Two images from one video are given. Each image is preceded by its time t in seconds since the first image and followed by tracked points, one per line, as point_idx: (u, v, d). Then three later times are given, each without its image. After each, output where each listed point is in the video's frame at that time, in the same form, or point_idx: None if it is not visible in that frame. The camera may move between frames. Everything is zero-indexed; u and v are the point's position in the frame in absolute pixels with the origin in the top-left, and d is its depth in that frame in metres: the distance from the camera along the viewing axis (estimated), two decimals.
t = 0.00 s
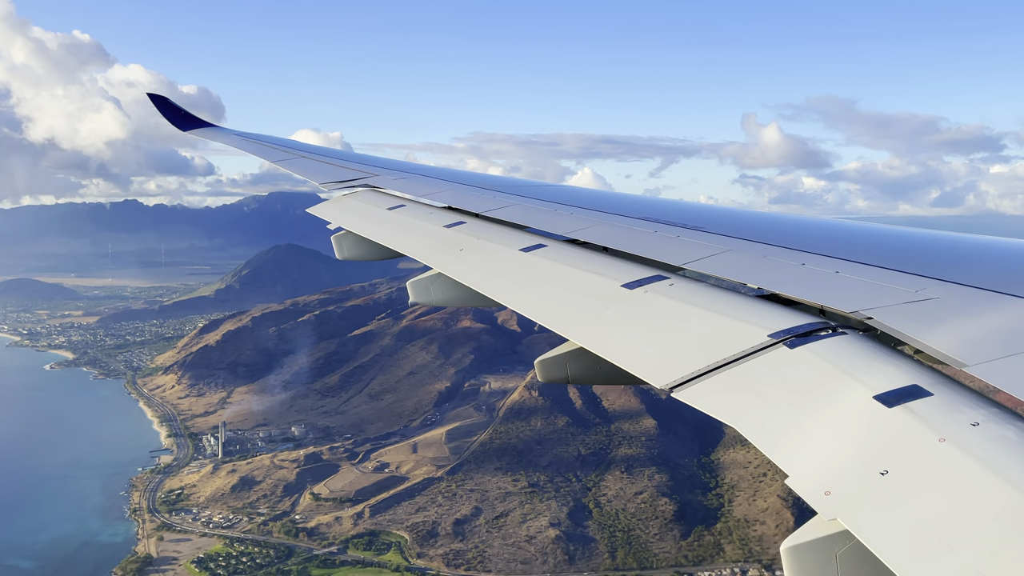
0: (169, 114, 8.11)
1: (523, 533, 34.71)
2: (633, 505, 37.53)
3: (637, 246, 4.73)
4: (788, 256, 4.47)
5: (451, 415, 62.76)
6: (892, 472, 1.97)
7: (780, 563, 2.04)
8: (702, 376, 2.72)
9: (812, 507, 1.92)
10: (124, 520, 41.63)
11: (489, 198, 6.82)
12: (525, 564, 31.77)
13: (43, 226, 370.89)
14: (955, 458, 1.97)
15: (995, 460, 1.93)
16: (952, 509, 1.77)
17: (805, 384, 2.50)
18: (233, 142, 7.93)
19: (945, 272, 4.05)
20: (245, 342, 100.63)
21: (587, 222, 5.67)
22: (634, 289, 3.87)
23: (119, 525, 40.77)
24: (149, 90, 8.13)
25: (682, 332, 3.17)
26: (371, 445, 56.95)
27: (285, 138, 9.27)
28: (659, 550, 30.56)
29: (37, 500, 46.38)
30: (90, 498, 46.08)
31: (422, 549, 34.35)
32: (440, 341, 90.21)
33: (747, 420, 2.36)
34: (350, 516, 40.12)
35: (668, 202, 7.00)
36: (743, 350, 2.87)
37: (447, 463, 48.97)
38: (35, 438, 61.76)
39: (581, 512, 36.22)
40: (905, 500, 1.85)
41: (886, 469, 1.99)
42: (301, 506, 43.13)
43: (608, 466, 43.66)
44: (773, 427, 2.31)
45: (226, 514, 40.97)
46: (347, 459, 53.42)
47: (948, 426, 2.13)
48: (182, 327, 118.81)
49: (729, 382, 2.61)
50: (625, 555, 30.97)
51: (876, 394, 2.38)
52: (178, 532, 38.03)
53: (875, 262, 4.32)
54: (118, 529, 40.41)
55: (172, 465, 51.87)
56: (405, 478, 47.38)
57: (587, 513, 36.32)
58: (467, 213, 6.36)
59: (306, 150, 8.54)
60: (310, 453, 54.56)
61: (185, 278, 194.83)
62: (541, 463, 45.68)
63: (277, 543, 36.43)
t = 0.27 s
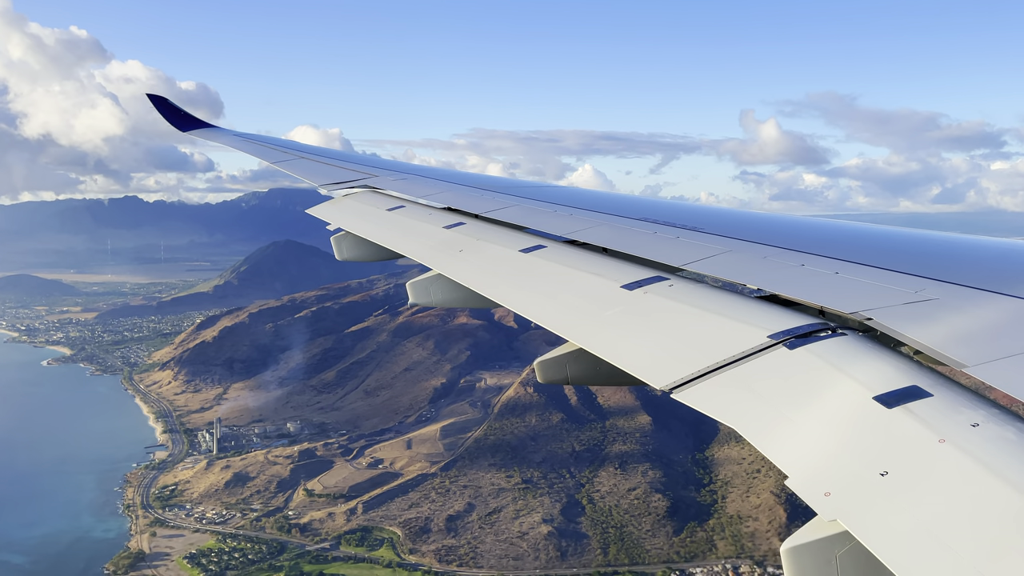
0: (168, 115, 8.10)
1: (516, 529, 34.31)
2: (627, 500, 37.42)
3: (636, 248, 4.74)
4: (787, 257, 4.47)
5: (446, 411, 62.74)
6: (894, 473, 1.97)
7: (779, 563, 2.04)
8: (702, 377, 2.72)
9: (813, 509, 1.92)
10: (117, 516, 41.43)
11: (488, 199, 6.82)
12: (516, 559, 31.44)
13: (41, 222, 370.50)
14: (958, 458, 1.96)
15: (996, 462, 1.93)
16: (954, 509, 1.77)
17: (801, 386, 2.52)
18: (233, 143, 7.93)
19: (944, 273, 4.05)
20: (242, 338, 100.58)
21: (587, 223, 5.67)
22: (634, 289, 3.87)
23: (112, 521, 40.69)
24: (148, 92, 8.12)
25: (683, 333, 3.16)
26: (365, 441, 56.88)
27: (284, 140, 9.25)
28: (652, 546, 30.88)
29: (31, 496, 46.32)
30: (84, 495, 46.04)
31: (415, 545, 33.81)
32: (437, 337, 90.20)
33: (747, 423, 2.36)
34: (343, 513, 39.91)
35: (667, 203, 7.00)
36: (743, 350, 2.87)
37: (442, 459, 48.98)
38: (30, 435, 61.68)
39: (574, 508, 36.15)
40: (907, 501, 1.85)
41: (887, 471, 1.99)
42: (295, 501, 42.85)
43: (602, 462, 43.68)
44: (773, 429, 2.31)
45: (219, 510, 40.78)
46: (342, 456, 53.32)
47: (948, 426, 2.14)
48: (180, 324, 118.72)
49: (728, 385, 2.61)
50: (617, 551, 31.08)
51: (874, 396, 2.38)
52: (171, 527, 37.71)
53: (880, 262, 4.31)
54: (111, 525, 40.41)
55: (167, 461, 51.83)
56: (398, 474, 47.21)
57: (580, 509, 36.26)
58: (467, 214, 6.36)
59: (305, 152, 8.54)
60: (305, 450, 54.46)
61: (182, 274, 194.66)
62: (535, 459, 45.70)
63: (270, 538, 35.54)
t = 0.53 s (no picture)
0: (168, 115, 8.08)
1: (508, 526, 34.96)
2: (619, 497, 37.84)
3: (636, 248, 4.73)
4: (787, 257, 4.47)
5: (441, 408, 62.96)
6: (893, 472, 1.97)
7: (779, 564, 2.05)
8: (702, 377, 2.72)
9: (812, 509, 1.93)
10: (111, 511, 41.68)
11: (488, 198, 6.82)
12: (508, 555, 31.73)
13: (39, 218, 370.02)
14: (957, 459, 1.97)
15: (995, 461, 1.94)
16: (955, 508, 1.78)
17: (801, 385, 2.53)
18: (232, 143, 7.92)
19: (944, 272, 4.05)
20: (239, 334, 100.68)
21: (587, 223, 5.67)
22: (634, 289, 3.87)
23: (105, 517, 40.88)
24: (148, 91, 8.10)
25: (683, 333, 3.17)
26: (360, 437, 57.10)
27: (284, 140, 9.23)
28: (644, 542, 30.63)
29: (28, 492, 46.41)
30: (79, 490, 46.15)
31: (407, 541, 34.13)
32: (433, 333, 90.30)
33: (747, 423, 2.37)
34: (336, 509, 40.15)
35: (667, 202, 7.00)
36: (743, 351, 2.87)
37: (436, 455, 49.16)
38: (26, 431, 61.75)
39: (567, 504, 36.41)
40: (908, 501, 1.86)
41: (887, 470, 1.99)
42: (288, 497, 43.26)
43: (596, 459, 43.96)
44: (773, 430, 2.32)
45: (212, 506, 41.06)
46: (336, 451, 53.64)
47: (946, 426, 2.14)
48: (177, 319, 118.75)
49: (728, 383, 2.61)
50: (609, 547, 31.07)
51: (876, 395, 2.38)
52: (164, 523, 38.13)
53: (879, 262, 4.31)
54: (104, 520, 40.62)
55: (162, 457, 52.05)
56: (392, 469, 47.57)
57: (573, 505, 36.34)
58: (467, 214, 6.36)
59: (305, 152, 8.52)
60: (299, 445, 54.73)
61: (180, 270, 194.65)
62: (529, 456, 45.94)
63: (262, 534, 36.47)
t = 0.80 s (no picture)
0: (167, 111, 8.05)
1: (500, 521, 34.66)
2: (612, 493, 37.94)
3: (637, 246, 4.73)
4: (787, 255, 4.47)
5: (436, 404, 63.06)
6: (892, 470, 1.98)
7: (780, 562, 2.04)
8: (702, 374, 2.72)
9: (813, 507, 1.93)
10: (104, 507, 41.70)
11: (489, 197, 6.82)
12: (500, 551, 31.54)
13: (36, 214, 369.66)
14: (960, 459, 1.97)
15: (996, 459, 1.94)
16: (955, 505, 1.79)
17: (804, 384, 2.51)
18: (232, 140, 7.90)
19: (945, 270, 4.05)
20: (236, 330, 100.71)
21: (587, 221, 5.67)
22: (634, 287, 3.87)
23: (99, 512, 40.81)
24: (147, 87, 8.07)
25: (685, 331, 3.15)
26: (354, 433, 57.18)
27: (282, 136, 9.21)
28: (636, 539, 30.80)
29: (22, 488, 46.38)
30: (74, 486, 46.15)
31: (399, 538, 34.21)
32: (429, 330, 90.38)
33: (745, 419, 2.39)
34: (329, 504, 40.28)
35: (665, 200, 7.01)
36: (742, 350, 2.88)
37: (430, 451, 49.25)
38: (22, 426, 61.75)
39: (560, 501, 36.58)
40: (908, 498, 1.86)
41: (887, 468, 2.00)
42: (281, 493, 43.37)
43: (589, 455, 44.03)
44: (772, 427, 2.33)
45: (206, 502, 41.17)
46: (330, 447, 53.72)
47: (948, 423, 2.15)
48: (175, 316, 118.74)
49: (729, 381, 2.62)
50: (601, 543, 30.98)
51: (875, 392, 2.39)
52: (157, 520, 38.27)
53: (879, 261, 4.31)
54: (98, 515, 40.56)
55: (156, 453, 52.15)
56: (385, 466, 47.64)
57: (566, 501, 36.59)
58: (467, 212, 6.35)
59: (304, 149, 8.50)
60: (293, 441, 54.78)
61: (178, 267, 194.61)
62: (523, 452, 46.03)
63: (254, 530, 36.40)
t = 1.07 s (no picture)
0: (167, 108, 8.04)
1: (493, 518, 34.65)
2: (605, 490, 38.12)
3: (637, 245, 4.73)
4: (788, 253, 4.47)
5: (431, 401, 63.17)
6: (893, 468, 1.98)
7: (780, 561, 2.04)
8: (702, 374, 2.72)
9: (815, 505, 1.93)
10: (97, 504, 41.71)
11: (489, 195, 6.82)
12: (492, 548, 31.55)
13: (34, 211, 369.24)
14: (959, 458, 1.97)
15: (995, 459, 1.94)
16: (954, 505, 1.79)
17: (804, 384, 2.51)
18: (232, 137, 7.89)
19: (945, 269, 4.05)
20: (233, 327, 100.87)
21: (587, 220, 5.67)
22: (634, 286, 3.88)
23: (92, 508, 40.70)
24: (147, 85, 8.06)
25: (684, 330, 3.15)
26: (348, 430, 57.34)
27: (282, 133, 9.19)
28: (628, 536, 30.99)
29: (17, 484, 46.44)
30: (68, 482, 46.25)
31: (391, 534, 34.28)
32: (425, 327, 90.48)
33: (746, 418, 2.39)
34: (322, 501, 40.43)
35: (664, 199, 7.01)
36: (742, 348, 2.88)
37: (423, 448, 49.37)
38: (18, 423, 61.86)
39: (553, 498, 36.80)
40: (909, 497, 1.85)
41: (887, 467, 2.00)
42: (275, 490, 43.55)
43: (583, 452, 44.18)
44: (772, 427, 2.33)
45: (198, 499, 41.30)
46: (324, 444, 53.89)
47: (947, 423, 2.15)
48: (172, 313, 118.74)
49: (730, 381, 2.62)
50: (593, 540, 31.01)
51: (876, 392, 2.39)
52: (149, 516, 38.20)
53: (879, 259, 4.31)
54: (91, 512, 40.47)
55: (150, 450, 52.28)
56: (379, 462, 47.75)
57: (559, 498, 36.85)
58: (467, 211, 6.35)
59: (304, 146, 8.49)
60: (287, 438, 54.88)
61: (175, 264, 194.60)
62: (517, 449, 46.17)
63: (246, 528, 36.29)
